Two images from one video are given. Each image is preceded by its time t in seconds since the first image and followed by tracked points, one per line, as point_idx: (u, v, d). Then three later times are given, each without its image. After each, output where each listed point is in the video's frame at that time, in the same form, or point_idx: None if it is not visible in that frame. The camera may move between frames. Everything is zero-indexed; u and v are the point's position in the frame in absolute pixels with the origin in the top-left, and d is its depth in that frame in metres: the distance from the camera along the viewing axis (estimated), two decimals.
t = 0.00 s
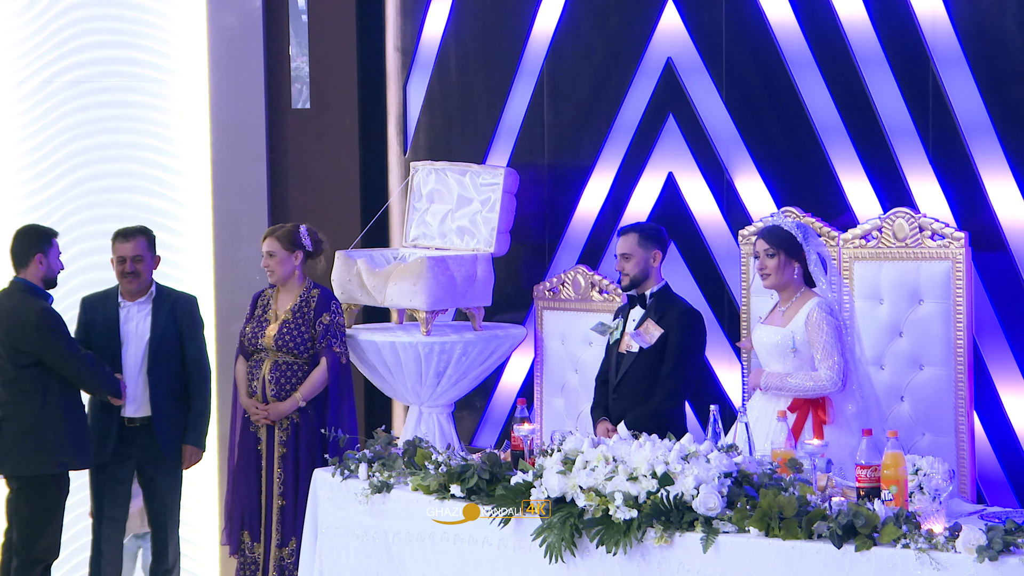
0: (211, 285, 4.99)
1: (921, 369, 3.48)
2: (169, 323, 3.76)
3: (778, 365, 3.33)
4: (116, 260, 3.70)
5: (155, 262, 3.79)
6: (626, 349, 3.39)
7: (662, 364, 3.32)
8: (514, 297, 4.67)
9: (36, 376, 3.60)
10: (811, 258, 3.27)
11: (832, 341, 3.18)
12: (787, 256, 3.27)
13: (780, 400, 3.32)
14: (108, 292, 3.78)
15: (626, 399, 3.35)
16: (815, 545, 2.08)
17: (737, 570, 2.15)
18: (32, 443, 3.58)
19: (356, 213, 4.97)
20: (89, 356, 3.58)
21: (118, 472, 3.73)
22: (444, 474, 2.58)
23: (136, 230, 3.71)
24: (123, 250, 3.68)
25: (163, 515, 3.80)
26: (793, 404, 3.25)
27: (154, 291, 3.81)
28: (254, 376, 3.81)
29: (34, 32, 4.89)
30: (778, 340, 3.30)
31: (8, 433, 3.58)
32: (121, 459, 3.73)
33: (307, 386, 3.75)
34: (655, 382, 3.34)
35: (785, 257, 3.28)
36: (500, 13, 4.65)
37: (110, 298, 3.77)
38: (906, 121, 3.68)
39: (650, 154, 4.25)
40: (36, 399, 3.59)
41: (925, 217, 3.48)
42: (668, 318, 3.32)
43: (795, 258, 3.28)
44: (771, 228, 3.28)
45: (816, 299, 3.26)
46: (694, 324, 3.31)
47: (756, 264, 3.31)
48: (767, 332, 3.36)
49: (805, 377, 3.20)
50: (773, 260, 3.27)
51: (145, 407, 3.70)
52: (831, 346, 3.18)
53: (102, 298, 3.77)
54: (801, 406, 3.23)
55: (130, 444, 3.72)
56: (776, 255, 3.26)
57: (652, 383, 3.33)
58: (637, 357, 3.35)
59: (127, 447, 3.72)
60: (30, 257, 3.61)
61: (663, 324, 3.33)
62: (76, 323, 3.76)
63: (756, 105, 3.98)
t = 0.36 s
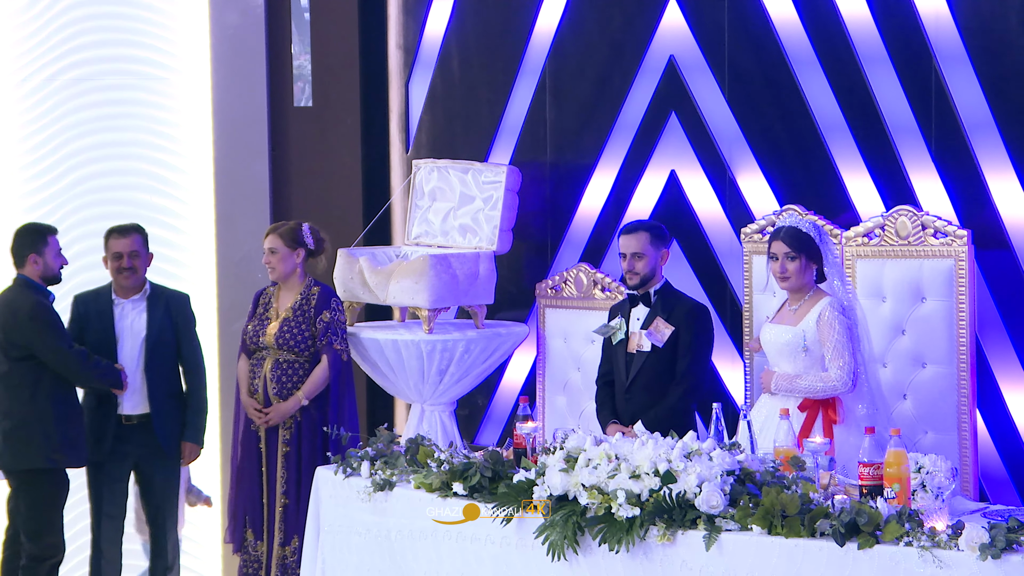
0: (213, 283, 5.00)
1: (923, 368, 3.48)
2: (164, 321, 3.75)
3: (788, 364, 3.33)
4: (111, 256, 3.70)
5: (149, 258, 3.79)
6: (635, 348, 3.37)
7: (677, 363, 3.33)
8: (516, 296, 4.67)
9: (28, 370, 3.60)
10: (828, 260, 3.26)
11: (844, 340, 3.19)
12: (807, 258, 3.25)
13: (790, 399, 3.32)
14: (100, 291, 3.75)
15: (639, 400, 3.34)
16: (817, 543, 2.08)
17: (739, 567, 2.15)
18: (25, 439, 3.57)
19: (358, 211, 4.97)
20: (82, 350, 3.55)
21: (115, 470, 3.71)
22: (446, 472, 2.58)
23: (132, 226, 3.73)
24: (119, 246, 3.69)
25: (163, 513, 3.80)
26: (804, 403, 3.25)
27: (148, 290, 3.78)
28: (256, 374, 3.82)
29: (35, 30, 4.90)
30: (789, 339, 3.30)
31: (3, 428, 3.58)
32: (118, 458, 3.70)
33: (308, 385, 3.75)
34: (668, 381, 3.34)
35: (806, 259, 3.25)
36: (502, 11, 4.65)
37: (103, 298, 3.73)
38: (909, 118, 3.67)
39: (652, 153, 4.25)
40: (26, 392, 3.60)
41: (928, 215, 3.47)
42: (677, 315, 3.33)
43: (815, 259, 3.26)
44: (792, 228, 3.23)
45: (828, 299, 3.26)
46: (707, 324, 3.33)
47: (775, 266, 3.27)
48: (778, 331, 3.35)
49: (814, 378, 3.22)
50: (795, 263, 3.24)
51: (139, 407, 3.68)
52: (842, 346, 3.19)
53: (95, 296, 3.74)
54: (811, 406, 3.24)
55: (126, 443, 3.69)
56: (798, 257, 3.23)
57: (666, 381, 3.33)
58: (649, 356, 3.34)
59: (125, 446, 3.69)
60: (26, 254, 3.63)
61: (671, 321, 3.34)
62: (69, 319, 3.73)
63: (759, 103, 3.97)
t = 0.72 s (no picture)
0: (212, 283, 5.01)
1: (923, 367, 3.48)
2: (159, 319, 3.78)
3: (780, 360, 3.33)
4: (103, 257, 3.64)
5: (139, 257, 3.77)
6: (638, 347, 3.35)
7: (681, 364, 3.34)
8: (517, 296, 4.67)
9: (33, 366, 3.55)
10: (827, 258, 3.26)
11: (837, 338, 3.18)
12: (807, 255, 3.24)
13: (780, 395, 3.31)
14: (90, 291, 3.71)
15: (640, 401, 3.33)
16: (818, 542, 2.08)
17: (739, 567, 2.15)
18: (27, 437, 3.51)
19: (358, 211, 4.97)
20: (89, 348, 3.51)
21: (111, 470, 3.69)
22: (447, 472, 2.58)
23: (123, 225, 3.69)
24: (109, 247, 3.64)
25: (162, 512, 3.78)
26: (795, 399, 3.23)
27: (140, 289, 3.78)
28: (252, 371, 3.82)
29: (36, 29, 4.94)
30: (783, 335, 3.29)
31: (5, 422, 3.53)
32: (115, 458, 3.68)
33: (332, 390, 3.76)
34: (670, 382, 3.34)
35: (804, 257, 3.24)
36: (502, 11, 4.65)
37: (94, 299, 3.70)
38: (909, 118, 3.67)
39: (652, 153, 4.25)
40: (26, 389, 3.55)
41: (928, 215, 3.47)
42: (681, 315, 3.34)
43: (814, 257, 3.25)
44: (792, 225, 3.23)
45: (823, 298, 3.25)
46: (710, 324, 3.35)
47: (774, 263, 3.26)
48: (772, 327, 3.35)
49: (805, 376, 3.21)
50: (794, 260, 3.24)
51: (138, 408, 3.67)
52: (834, 343, 3.17)
53: (85, 298, 3.70)
54: (804, 403, 3.21)
55: (121, 443, 3.68)
56: (798, 255, 3.23)
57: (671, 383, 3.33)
58: (652, 356, 3.33)
59: (122, 445, 3.68)
60: (36, 258, 3.59)
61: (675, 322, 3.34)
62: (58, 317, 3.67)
63: (759, 102, 3.97)
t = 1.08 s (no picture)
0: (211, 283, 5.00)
1: (922, 367, 3.48)
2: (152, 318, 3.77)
3: (771, 358, 3.33)
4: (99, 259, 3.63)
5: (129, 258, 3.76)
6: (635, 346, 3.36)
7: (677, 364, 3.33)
8: (515, 296, 4.67)
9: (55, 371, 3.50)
10: (817, 255, 3.26)
11: (828, 338, 3.18)
12: (797, 254, 3.24)
13: (770, 395, 3.33)
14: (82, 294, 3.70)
15: (635, 400, 3.33)
16: (816, 542, 2.08)
17: (738, 567, 2.15)
18: (41, 441, 3.47)
19: (357, 211, 4.97)
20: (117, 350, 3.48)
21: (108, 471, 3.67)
22: (445, 472, 2.58)
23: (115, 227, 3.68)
24: (103, 248, 3.62)
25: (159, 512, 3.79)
26: (785, 398, 3.25)
27: (131, 289, 3.77)
28: (248, 371, 3.81)
29: (35, 30, 4.92)
30: (775, 333, 3.30)
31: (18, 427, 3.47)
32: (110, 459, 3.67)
33: (328, 386, 3.77)
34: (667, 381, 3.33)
35: (794, 256, 3.25)
36: (501, 10, 4.65)
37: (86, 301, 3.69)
38: (908, 118, 3.67)
39: (651, 153, 4.26)
40: (49, 394, 3.49)
41: (927, 215, 3.47)
42: (679, 315, 3.34)
43: (804, 255, 3.26)
44: (779, 224, 3.24)
45: (816, 297, 3.25)
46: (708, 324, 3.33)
47: (765, 264, 3.27)
48: (763, 326, 3.36)
49: (795, 375, 3.22)
50: (784, 260, 3.24)
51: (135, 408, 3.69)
52: (825, 343, 3.18)
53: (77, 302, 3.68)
54: (793, 401, 3.24)
55: (118, 442, 3.67)
56: (787, 255, 3.23)
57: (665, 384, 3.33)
58: (649, 355, 3.34)
59: (118, 446, 3.67)
60: (58, 263, 3.48)
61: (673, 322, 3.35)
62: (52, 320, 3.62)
63: (758, 102, 3.97)
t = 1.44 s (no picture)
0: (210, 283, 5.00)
1: (921, 367, 3.48)
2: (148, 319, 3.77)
3: (768, 357, 3.33)
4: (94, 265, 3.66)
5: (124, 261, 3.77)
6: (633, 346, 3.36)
7: (674, 363, 3.32)
8: (514, 296, 4.67)
9: (67, 374, 3.43)
10: (811, 255, 3.26)
11: (825, 336, 3.19)
12: (791, 255, 3.25)
13: (767, 394, 3.33)
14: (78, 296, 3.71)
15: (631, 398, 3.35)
16: (814, 542, 2.08)
17: (736, 567, 2.15)
18: (49, 444, 3.42)
19: (356, 211, 4.98)
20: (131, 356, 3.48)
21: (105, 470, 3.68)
22: (443, 472, 2.58)
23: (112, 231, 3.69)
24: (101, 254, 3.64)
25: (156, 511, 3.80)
26: (783, 397, 3.25)
27: (126, 290, 3.77)
28: (245, 372, 3.78)
29: (35, 30, 4.93)
30: (771, 333, 3.30)
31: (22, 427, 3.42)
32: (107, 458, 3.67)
33: (322, 383, 3.80)
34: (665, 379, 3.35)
35: (788, 257, 3.26)
36: (500, 11, 4.65)
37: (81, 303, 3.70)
38: (906, 118, 3.67)
39: (649, 153, 4.26)
40: (61, 396, 3.43)
41: (925, 215, 3.47)
42: (677, 317, 3.31)
43: (799, 255, 3.26)
44: (774, 226, 3.25)
45: (812, 295, 3.26)
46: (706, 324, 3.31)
47: (760, 265, 3.28)
48: (761, 324, 3.36)
49: (793, 374, 3.22)
50: (778, 261, 3.25)
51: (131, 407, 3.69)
52: (822, 341, 3.19)
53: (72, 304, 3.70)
54: (791, 400, 3.24)
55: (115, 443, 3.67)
56: (781, 256, 3.24)
57: (665, 382, 3.31)
58: (645, 355, 3.35)
59: (118, 447, 3.67)
60: (77, 268, 3.42)
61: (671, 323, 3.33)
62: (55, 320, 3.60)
63: (757, 103, 3.98)
